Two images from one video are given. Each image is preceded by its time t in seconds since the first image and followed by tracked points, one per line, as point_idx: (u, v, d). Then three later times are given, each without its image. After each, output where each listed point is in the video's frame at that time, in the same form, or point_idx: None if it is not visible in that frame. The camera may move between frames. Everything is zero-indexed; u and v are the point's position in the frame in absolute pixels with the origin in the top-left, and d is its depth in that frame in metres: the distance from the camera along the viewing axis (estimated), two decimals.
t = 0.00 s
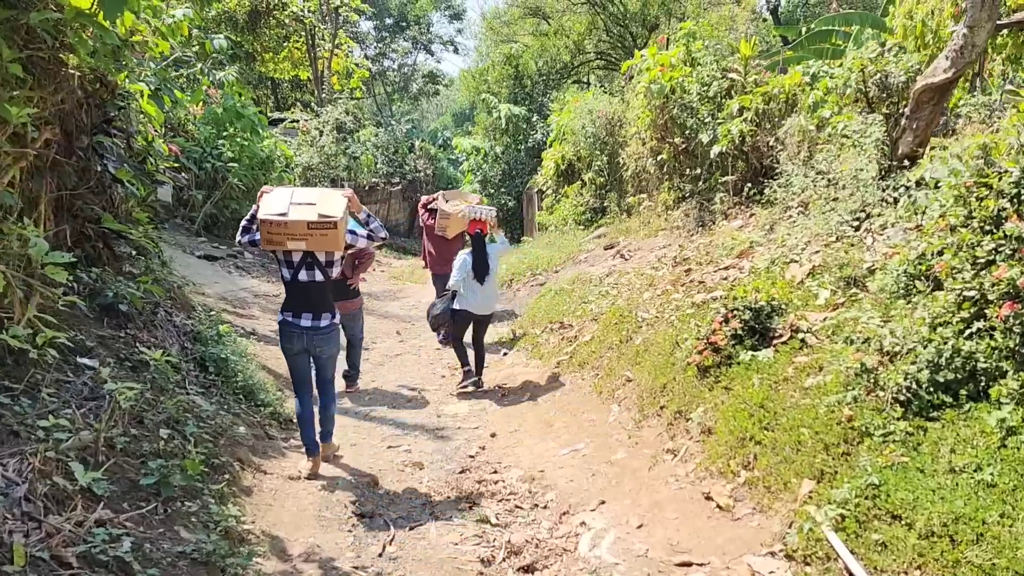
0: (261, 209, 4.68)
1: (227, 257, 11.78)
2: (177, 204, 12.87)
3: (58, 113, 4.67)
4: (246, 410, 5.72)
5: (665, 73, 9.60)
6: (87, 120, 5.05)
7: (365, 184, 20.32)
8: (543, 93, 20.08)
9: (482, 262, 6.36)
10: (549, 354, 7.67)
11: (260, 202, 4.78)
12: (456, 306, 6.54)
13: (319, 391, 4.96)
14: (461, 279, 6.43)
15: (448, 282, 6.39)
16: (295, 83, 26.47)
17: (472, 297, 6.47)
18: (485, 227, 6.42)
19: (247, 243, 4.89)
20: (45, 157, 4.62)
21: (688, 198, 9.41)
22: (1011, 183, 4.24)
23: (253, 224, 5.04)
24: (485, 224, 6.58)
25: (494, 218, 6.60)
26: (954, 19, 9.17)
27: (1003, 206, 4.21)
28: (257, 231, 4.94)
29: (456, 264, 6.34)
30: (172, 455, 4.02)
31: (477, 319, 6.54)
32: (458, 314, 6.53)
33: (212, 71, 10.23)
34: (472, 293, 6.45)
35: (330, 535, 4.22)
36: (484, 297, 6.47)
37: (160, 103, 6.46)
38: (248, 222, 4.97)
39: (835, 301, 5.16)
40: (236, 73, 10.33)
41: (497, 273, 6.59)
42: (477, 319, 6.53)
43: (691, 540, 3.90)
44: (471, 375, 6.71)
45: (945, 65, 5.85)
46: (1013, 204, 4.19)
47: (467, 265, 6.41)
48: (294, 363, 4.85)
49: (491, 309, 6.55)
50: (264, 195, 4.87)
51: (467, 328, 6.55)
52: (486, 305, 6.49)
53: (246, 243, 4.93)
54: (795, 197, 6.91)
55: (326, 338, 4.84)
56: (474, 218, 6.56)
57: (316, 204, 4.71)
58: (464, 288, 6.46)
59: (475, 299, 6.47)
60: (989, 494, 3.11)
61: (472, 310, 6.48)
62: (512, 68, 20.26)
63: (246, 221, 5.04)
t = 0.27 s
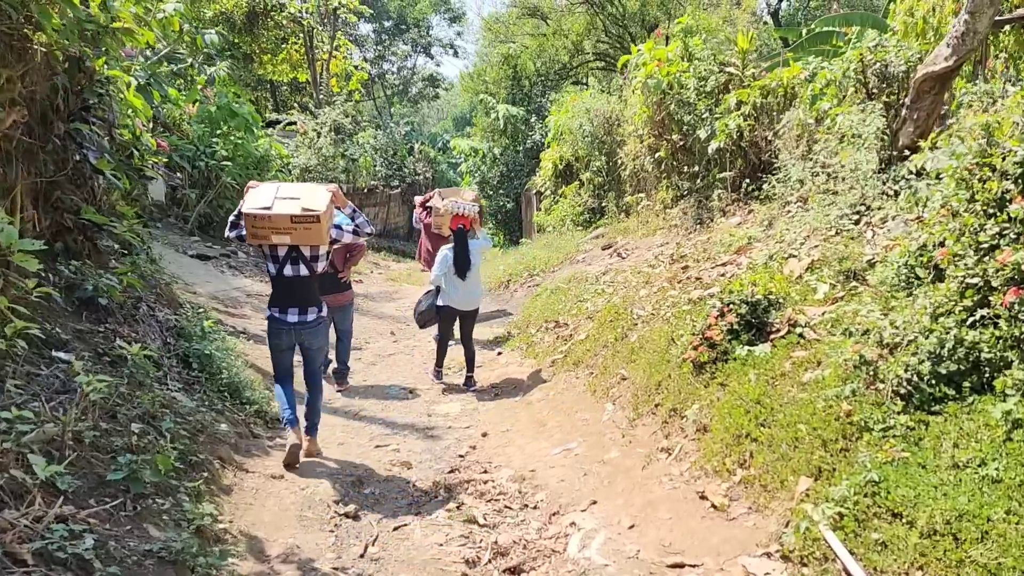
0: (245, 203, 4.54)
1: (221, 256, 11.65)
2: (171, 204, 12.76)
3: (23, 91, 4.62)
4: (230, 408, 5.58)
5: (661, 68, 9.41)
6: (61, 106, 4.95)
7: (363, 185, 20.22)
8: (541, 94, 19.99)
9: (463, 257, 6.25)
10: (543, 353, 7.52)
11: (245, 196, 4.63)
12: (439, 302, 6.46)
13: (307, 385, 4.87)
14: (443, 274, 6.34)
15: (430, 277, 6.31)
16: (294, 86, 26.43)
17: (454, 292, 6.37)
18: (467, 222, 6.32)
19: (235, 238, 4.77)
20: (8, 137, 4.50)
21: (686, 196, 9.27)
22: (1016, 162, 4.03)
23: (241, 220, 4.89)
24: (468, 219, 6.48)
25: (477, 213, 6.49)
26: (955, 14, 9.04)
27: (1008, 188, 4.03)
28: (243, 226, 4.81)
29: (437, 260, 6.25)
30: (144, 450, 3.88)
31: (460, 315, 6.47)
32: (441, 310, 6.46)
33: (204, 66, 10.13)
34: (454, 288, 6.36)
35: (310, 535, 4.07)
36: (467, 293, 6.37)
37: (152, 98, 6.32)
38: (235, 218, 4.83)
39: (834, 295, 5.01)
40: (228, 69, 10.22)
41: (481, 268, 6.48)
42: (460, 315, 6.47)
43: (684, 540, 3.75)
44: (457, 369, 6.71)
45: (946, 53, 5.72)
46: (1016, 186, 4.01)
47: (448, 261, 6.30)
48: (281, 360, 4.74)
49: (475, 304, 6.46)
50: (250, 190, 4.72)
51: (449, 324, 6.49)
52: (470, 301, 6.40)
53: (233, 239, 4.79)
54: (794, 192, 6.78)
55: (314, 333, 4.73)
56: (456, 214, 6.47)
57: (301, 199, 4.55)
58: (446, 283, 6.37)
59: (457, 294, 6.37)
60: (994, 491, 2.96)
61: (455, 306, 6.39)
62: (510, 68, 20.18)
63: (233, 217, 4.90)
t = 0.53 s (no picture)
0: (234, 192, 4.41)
1: (216, 256, 11.52)
2: (166, 203, 12.65)
3: None
4: (217, 408, 5.45)
5: (662, 64, 9.29)
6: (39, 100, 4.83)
7: (362, 186, 20.10)
8: (541, 93, 19.90)
9: (443, 254, 6.42)
10: (540, 353, 7.38)
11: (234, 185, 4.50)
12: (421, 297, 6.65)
13: (296, 377, 4.73)
14: (423, 270, 6.53)
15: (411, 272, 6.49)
16: (294, 86, 26.32)
17: (435, 288, 6.56)
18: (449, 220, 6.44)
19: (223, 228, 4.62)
20: None
21: (686, 195, 9.14)
22: None
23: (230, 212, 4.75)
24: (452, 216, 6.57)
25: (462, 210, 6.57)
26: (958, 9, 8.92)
27: (1018, 178, 3.92)
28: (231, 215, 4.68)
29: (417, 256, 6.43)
30: (123, 452, 3.75)
31: (441, 310, 6.64)
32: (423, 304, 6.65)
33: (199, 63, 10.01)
34: (434, 284, 6.54)
35: (296, 540, 3.94)
36: (446, 288, 6.54)
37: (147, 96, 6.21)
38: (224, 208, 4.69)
39: (836, 293, 4.88)
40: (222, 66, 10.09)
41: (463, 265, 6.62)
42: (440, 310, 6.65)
43: (681, 546, 3.61)
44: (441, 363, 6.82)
45: (951, 46, 5.57)
46: None
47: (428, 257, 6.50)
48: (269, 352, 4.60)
49: (455, 300, 6.62)
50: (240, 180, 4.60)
51: (431, 318, 6.66)
52: (449, 296, 6.57)
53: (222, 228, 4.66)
54: (796, 189, 6.65)
55: (301, 322, 4.59)
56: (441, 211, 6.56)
57: (291, 189, 4.43)
58: (427, 279, 6.55)
59: (437, 290, 6.56)
60: (1005, 495, 2.83)
61: (435, 301, 6.58)
62: (510, 68, 20.09)
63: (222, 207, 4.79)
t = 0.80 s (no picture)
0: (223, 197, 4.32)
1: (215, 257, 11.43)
2: (166, 204, 12.58)
3: None
4: (210, 412, 5.34)
5: (664, 63, 9.19)
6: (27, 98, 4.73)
7: (364, 187, 20.01)
8: (543, 94, 19.87)
9: (434, 252, 6.37)
10: (540, 356, 7.27)
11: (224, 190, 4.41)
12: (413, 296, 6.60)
13: (287, 379, 4.62)
14: (415, 268, 6.48)
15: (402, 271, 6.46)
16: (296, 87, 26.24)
17: (426, 287, 6.49)
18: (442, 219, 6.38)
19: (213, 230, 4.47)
20: None
21: (689, 195, 9.03)
22: None
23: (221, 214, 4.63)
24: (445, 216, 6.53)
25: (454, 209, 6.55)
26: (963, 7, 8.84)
27: None
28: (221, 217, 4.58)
29: (409, 255, 6.39)
30: (108, 458, 3.65)
31: (434, 309, 6.56)
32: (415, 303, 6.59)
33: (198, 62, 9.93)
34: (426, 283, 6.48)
35: (286, 548, 3.84)
36: (438, 287, 6.48)
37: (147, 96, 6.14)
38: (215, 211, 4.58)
39: (842, 295, 4.76)
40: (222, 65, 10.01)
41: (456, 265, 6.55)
42: (434, 309, 6.57)
43: (682, 557, 3.49)
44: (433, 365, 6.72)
45: (960, 42, 5.44)
46: None
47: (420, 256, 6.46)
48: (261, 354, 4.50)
49: (447, 299, 6.55)
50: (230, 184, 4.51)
51: (424, 317, 6.58)
52: (441, 295, 6.51)
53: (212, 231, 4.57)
54: (800, 189, 6.53)
55: (292, 323, 4.48)
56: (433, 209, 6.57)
57: (280, 196, 4.34)
58: (419, 278, 6.50)
59: (429, 289, 6.50)
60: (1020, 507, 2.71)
61: (427, 300, 6.52)
62: (512, 68, 20.04)
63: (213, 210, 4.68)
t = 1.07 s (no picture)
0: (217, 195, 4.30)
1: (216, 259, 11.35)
2: (167, 207, 12.52)
3: None
4: (205, 417, 5.26)
5: (668, 64, 9.08)
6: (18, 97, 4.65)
7: (368, 189, 19.93)
8: (546, 95, 19.78)
9: (433, 254, 6.30)
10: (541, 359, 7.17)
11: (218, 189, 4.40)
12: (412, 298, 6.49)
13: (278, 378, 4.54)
14: (414, 270, 6.41)
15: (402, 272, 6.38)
16: (300, 89, 26.20)
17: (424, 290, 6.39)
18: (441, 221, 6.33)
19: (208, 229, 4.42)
20: None
21: (693, 197, 8.92)
22: None
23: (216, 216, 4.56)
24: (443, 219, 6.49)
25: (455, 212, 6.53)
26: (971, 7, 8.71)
27: None
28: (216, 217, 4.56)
29: (408, 256, 6.32)
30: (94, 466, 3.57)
31: (433, 311, 6.45)
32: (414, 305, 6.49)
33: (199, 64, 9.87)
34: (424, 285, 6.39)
35: (278, 558, 3.75)
36: (437, 289, 6.37)
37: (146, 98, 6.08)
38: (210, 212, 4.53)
39: (848, 299, 4.66)
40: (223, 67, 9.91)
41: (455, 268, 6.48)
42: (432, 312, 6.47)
43: (683, 569, 3.39)
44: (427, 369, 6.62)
45: (969, 41, 5.30)
46: None
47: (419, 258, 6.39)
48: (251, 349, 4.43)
49: (446, 302, 6.44)
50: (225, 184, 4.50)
51: (422, 319, 6.48)
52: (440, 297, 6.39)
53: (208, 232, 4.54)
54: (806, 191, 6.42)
55: (284, 320, 4.42)
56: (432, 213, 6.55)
57: (273, 192, 4.31)
58: (418, 280, 6.41)
59: (428, 291, 6.39)
60: None
61: (425, 302, 6.40)
62: (516, 70, 19.97)
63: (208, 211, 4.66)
